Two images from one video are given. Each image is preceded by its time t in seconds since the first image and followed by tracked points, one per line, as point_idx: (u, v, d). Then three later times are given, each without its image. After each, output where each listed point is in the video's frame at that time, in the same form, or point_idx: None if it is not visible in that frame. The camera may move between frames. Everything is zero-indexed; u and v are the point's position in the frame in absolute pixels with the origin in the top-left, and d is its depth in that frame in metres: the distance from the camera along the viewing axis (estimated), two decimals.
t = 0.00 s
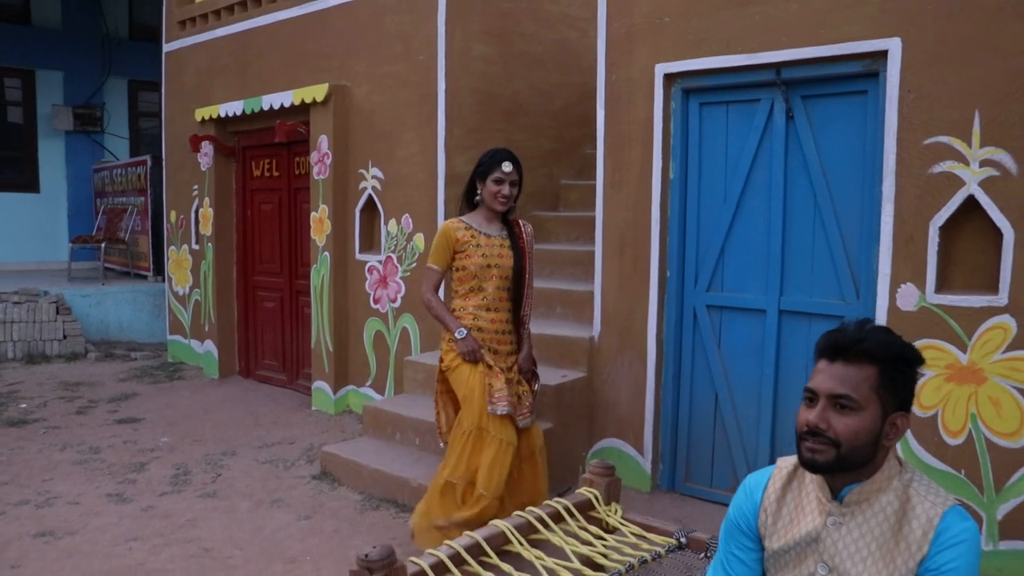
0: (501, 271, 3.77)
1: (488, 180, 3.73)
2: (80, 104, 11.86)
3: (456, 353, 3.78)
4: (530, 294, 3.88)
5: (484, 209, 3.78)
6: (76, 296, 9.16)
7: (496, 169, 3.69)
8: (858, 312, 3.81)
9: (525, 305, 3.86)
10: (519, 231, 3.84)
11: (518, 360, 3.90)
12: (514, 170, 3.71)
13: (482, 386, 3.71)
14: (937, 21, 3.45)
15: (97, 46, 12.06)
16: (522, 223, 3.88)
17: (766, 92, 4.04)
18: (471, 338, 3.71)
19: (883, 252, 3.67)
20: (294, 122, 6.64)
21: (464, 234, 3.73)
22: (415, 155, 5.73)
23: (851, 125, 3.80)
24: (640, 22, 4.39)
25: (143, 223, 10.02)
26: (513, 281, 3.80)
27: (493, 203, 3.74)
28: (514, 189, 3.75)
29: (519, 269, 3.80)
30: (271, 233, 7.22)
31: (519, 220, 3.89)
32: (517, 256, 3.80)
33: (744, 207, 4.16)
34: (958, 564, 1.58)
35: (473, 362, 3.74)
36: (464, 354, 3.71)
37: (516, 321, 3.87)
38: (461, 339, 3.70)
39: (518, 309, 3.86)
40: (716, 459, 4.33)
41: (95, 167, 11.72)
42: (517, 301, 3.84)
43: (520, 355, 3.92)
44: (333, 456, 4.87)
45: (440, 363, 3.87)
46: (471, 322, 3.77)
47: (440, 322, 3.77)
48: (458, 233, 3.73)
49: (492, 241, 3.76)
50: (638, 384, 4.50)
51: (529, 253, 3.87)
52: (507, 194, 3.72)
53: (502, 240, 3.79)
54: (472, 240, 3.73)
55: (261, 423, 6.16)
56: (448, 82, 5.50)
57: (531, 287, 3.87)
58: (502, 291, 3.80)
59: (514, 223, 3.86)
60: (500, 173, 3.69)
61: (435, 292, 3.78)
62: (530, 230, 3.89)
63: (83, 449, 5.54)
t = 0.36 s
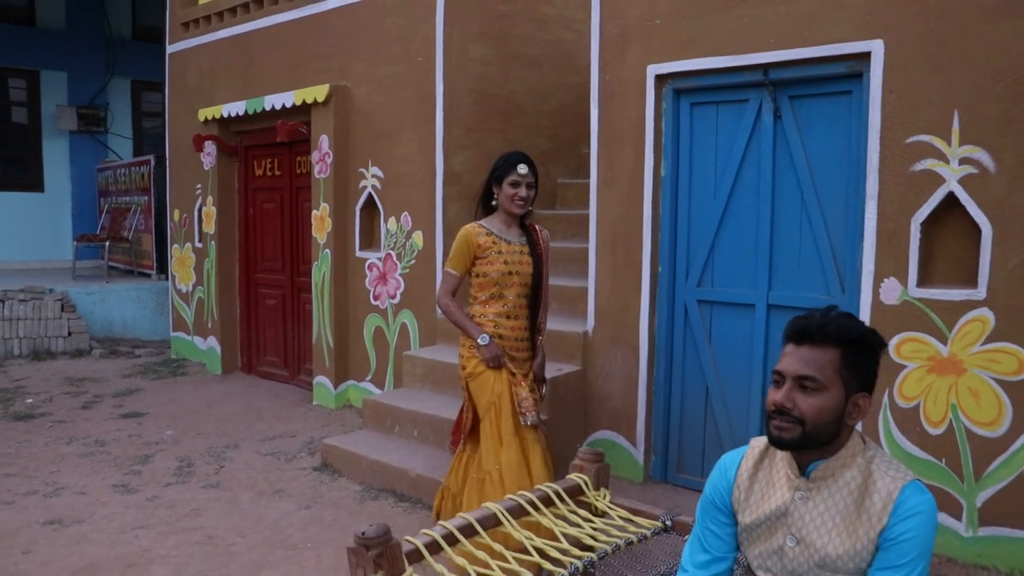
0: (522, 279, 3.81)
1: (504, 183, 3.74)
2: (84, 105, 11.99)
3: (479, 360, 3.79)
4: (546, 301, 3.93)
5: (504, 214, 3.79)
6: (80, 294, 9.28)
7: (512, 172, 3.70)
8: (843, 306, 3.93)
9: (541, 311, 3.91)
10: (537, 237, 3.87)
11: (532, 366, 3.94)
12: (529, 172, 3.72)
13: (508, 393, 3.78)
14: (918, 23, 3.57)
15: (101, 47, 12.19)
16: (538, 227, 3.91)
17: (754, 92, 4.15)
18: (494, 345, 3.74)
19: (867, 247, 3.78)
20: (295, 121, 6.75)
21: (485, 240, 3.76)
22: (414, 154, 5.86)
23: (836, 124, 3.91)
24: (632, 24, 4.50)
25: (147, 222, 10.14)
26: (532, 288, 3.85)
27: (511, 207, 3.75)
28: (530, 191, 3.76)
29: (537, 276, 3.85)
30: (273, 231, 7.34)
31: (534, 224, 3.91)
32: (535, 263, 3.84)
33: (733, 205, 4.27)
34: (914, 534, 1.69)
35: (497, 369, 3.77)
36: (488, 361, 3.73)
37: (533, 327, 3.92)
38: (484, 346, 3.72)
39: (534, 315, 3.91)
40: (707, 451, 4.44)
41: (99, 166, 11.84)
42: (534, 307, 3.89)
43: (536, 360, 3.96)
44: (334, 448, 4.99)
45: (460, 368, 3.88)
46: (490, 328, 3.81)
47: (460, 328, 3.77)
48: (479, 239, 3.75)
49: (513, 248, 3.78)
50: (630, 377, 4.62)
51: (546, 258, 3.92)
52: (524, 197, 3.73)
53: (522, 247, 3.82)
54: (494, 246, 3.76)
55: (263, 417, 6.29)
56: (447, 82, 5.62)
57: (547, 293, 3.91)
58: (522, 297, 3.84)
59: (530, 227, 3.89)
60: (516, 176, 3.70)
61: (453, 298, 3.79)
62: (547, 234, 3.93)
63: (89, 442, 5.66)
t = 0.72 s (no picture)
0: (550, 278, 3.73)
1: (526, 180, 3.63)
2: (88, 105, 12.11)
3: (515, 362, 3.66)
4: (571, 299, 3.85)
5: (527, 212, 3.67)
6: (85, 291, 9.40)
7: (535, 169, 3.60)
8: (831, 301, 4.05)
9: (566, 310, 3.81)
10: (556, 234, 3.79)
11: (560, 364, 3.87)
12: (551, 168, 3.63)
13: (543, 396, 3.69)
14: (902, 26, 3.70)
15: (105, 48, 12.31)
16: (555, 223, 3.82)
17: (744, 92, 4.27)
18: (531, 346, 3.63)
19: (853, 243, 3.90)
20: (298, 121, 6.87)
21: (513, 241, 3.63)
22: (414, 154, 5.99)
23: (824, 124, 4.03)
24: (626, 26, 4.62)
25: (150, 221, 10.26)
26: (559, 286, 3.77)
27: (535, 205, 3.63)
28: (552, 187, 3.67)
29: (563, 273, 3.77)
30: (275, 229, 7.47)
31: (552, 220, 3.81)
32: (559, 262, 3.76)
33: (724, 202, 4.39)
34: (878, 507, 1.80)
35: (533, 371, 3.66)
36: (527, 365, 3.60)
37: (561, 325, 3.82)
38: (524, 348, 3.60)
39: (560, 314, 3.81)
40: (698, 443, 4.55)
41: (103, 165, 11.96)
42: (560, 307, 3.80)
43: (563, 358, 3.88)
44: (335, 440, 5.11)
45: (491, 370, 3.75)
46: (525, 330, 3.69)
47: (493, 330, 3.65)
48: (507, 240, 3.62)
49: (540, 248, 3.69)
50: (624, 371, 4.74)
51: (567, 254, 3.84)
52: (549, 193, 3.64)
53: (546, 246, 3.73)
54: (522, 248, 3.64)
55: (266, 411, 6.41)
56: (446, 83, 5.75)
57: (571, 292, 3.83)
58: (550, 297, 3.76)
59: (549, 225, 3.80)
60: (539, 173, 3.61)
61: (484, 302, 3.66)
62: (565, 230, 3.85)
63: (95, 435, 5.78)
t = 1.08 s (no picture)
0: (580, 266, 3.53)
1: (557, 170, 3.39)
2: (92, 104, 12.23)
3: (544, 355, 3.47)
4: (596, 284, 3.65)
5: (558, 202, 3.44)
6: (89, 289, 9.52)
7: (567, 158, 3.36)
8: (820, 296, 4.16)
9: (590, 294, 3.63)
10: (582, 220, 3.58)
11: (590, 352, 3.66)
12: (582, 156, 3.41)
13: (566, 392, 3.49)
14: (887, 29, 3.82)
15: (108, 49, 12.43)
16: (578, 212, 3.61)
17: (736, 93, 4.39)
18: (563, 340, 3.43)
19: (842, 240, 4.01)
20: (300, 121, 6.98)
21: (548, 230, 3.40)
22: (414, 153, 6.11)
23: (813, 124, 4.15)
24: (621, 28, 4.73)
25: (154, 219, 10.37)
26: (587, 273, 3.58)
27: (568, 194, 3.40)
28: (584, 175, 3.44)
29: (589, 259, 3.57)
30: (277, 227, 7.58)
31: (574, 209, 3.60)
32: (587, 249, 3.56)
33: (717, 200, 4.50)
34: (852, 486, 1.91)
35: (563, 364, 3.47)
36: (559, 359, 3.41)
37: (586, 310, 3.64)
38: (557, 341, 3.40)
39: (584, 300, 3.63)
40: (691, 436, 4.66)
41: (106, 165, 12.08)
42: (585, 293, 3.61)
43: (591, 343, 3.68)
44: (336, 433, 5.23)
45: (517, 361, 3.53)
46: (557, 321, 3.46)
47: (526, 323, 3.41)
48: (542, 229, 3.38)
49: (571, 236, 3.48)
50: (619, 366, 4.86)
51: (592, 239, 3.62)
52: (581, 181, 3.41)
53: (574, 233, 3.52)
54: (555, 237, 3.41)
55: (269, 406, 6.53)
56: (446, 84, 5.87)
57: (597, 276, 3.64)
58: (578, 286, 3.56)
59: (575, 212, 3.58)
60: (570, 162, 3.37)
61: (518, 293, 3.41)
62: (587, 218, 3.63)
63: (101, 429, 5.88)
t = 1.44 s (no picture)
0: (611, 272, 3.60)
1: (591, 174, 3.44)
2: (94, 105, 12.35)
3: (573, 361, 3.57)
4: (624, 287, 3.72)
5: (592, 207, 3.51)
6: (92, 288, 9.62)
7: (601, 165, 3.43)
8: (810, 293, 4.27)
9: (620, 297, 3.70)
10: (612, 223, 3.64)
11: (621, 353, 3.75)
12: (615, 161, 3.48)
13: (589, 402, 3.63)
14: (875, 33, 3.95)
15: (111, 49, 12.53)
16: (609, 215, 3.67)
17: (729, 95, 4.50)
18: (593, 349, 3.52)
19: (831, 238, 4.12)
20: (303, 122, 7.10)
21: (583, 237, 3.46)
22: (414, 153, 6.23)
23: (804, 124, 4.26)
24: (617, 31, 4.85)
25: (156, 219, 10.48)
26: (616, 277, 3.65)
27: (602, 199, 3.47)
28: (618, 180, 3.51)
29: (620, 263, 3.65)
30: (279, 227, 7.70)
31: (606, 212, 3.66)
32: (618, 253, 3.63)
33: (710, 199, 4.61)
34: (830, 467, 2.01)
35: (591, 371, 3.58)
36: (588, 367, 3.52)
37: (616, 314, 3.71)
38: (587, 348, 3.50)
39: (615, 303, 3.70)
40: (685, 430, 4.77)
41: (109, 164, 12.18)
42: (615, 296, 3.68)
43: (622, 345, 3.78)
44: (339, 427, 5.33)
45: (545, 364, 3.61)
46: (588, 327, 3.55)
47: (559, 328, 3.49)
48: (578, 236, 3.44)
49: (604, 242, 3.55)
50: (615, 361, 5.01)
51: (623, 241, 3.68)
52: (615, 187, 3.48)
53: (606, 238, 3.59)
54: (590, 243, 3.48)
55: (271, 402, 6.64)
56: (446, 85, 5.99)
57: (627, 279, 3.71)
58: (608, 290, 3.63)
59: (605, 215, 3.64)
60: (604, 167, 3.43)
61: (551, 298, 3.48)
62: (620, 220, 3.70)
63: (107, 425, 5.98)
